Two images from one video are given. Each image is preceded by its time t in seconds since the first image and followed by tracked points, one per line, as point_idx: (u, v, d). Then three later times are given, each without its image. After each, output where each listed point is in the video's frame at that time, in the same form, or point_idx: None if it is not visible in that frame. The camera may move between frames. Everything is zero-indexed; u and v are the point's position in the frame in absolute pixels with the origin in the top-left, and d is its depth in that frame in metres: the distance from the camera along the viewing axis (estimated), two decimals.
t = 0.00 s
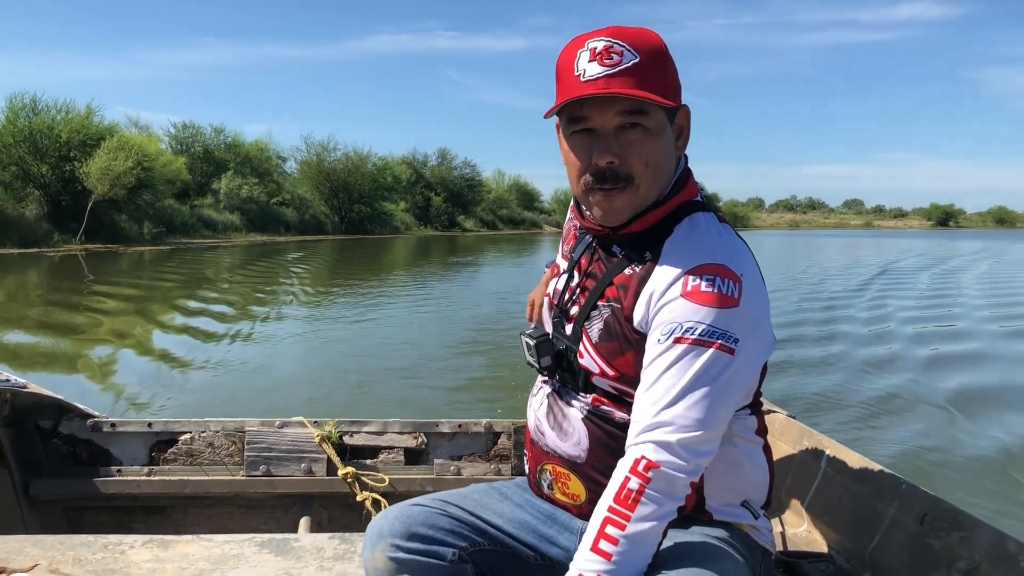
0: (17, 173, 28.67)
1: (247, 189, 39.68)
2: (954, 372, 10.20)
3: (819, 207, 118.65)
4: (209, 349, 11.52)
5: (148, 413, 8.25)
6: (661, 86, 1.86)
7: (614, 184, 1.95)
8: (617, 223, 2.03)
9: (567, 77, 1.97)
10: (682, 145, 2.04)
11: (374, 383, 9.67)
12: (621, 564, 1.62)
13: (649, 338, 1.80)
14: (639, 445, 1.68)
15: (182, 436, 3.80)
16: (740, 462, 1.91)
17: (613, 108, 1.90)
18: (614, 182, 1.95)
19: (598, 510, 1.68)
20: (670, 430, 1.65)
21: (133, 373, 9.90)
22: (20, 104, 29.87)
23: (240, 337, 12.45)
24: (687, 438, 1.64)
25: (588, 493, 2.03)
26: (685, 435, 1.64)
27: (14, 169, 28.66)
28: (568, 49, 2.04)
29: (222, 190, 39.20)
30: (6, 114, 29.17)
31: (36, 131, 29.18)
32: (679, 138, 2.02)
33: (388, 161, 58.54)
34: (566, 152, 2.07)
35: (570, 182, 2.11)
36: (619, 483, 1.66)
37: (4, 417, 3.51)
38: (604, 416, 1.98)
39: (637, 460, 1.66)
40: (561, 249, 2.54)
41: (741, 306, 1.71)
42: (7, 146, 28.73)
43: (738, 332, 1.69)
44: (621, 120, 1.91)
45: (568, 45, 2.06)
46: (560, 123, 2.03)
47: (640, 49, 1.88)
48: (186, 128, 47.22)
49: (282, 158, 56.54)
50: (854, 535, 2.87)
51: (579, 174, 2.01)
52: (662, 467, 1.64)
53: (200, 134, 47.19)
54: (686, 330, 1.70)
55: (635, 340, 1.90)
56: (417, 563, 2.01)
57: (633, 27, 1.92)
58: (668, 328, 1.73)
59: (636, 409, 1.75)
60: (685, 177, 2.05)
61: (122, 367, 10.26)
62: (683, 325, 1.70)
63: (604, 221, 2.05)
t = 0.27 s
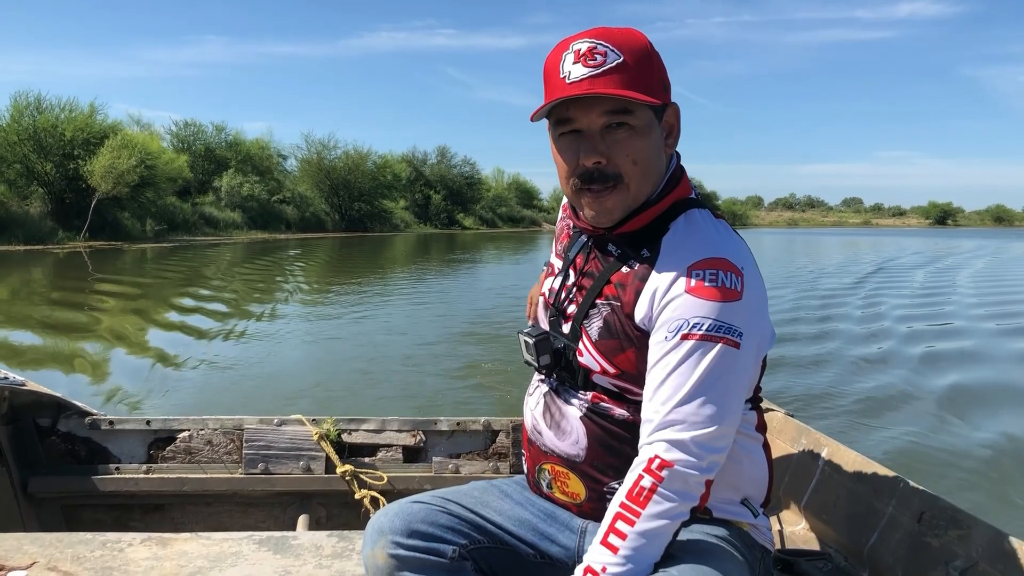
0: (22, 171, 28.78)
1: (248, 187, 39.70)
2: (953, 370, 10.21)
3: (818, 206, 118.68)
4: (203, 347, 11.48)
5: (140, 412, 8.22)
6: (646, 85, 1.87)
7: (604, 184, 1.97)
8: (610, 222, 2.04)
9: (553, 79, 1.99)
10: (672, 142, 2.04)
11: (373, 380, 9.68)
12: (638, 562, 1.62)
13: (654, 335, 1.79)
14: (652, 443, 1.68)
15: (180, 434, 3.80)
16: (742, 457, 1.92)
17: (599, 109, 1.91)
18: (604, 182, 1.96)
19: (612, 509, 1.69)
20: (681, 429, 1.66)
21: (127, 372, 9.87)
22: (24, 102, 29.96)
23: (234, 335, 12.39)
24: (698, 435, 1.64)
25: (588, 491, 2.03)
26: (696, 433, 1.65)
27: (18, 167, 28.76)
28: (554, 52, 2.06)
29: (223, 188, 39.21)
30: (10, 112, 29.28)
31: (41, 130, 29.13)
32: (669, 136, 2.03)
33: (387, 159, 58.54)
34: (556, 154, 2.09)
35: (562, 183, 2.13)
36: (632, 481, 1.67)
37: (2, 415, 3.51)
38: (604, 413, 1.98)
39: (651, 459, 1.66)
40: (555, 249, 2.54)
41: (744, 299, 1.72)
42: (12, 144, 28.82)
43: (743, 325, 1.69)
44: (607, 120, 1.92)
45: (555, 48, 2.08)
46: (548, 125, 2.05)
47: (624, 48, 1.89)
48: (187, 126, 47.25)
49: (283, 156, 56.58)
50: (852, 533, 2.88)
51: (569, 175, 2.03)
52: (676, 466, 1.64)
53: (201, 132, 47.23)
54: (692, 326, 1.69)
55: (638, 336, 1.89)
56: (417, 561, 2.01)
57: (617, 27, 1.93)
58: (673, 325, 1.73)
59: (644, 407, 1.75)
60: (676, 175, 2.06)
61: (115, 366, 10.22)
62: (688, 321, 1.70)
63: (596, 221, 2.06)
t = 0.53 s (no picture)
0: (27, 170, 28.92)
1: (250, 186, 39.77)
2: (954, 370, 10.20)
3: (818, 206, 118.65)
4: (199, 346, 11.45)
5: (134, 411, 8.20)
6: (629, 88, 1.86)
7: (590, 188, 1.97)
8: (600, 224, 2.05)
9: (536, 85, 1.99)
10: (659, 143, 2.04)
11: (374, 379, 9.68)
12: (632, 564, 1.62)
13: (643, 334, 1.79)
14: (642, 443, 1.68)
15: (180, 433, 3.79)
16: (736, 456, 1.91)
17: (580, 114, 1.91)
18: (590, 186, 1.97)
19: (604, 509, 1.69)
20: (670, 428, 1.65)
21: (122, 372, 9.85)
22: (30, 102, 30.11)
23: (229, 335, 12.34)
24: (688, 433, 1.64)
25: (583, 492, 2.03)
26: (686, 432, 1.64)
27: (24, 166, 28.90)
28: (536, 58, 2.06)
29: (225, 187, 39.27)
30: (16, 113, 29.50)
31: (47, 130, 29.55)
32: (656, 136, 2.02)
33: (388, 159, 58.60)
34: (541, 160, 2.10)
35: (549, 188, 2.14)
36: (624, 482, 1.67)
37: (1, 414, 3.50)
38: (598, 414, 1.97)
39: (641, 459, 1.66)
40: (545, 249, 2.55)
41: (734, 294, 1.72)
42: (18, 143, 28.97)
43: (731, 323, 1.69)
44: (591, 124, 1.92)
45: (537, 53, 2.08)
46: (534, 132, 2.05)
47: (604, 52, 1.88)
48: (190, 126, 47.36)
49: (285, 156, 56.67)
50: (851, 532, 2.87)
51: (555, 181, 2.04)
52: (666, 465, 1.64)
53: (204, 132, 47.36)
54: (681, 324, 1.69)
55: (629, 334, 1.89)
56: (415, 563, 2.01)
57: (597, 30, 1.93)
58: (663, 322, 1.72)
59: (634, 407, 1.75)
60: (666, 174, 2.06)
61: (111, 366, 10.19)
62: (677, 319, 1.69)
63: (585, 223, 2.07)
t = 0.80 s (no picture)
0: (33, 172, 29.08)
1: (252, 188, 39.87)
2: (957, 371, 10.19)
3: (819, 208, 118.60)
4: (192, 348, 11.43)
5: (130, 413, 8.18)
6: (606, 95, 1.86)
7: (572, 193, 2.00)
8: (594, 224, 2.07)
9: (525, 90, 2.04)
10: (653, 143, 2.01)
11: (375, 380, 9.69)
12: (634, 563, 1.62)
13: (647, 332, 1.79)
14: (647, 441, 1.68)
15: (181, 435, 3.80)
16: (738, 454, 1.92)
17: (559, 120, 1.93)
18: (572, 191, 2.00)
19: (609, 506, 1.69)
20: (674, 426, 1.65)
21: (118, 374, 9.81)
22: (36, 105, 30.28)
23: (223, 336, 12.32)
24: (693, 430, 1.64)
25: (583, 494, 2.03)
26: (691, 429, 1.64)
27: (30, 168, 29.06)
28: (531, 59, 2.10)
29: (228, 189, 39.32)
30: (22, 116, 29.69)
31: (52, 133, 29.77)
32: (650, 135, 1.99)
33: (389, 161, 58.64)
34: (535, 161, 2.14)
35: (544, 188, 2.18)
36: (629, 483, 1.66)
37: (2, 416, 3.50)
38: (598, 415, 1.97)
39: (646, 458, 1.66)
40: (546, 245, 2.55)
41: (740, 292, 1.72)
42: (24, 146, 29.14)
43: (735, 321, 1.69)
44: (570, 130, 1.94)
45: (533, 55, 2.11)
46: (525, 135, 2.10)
47: (584, 57, 1.88)
48: (193, 128, 47.49)
49: (287, 158, 56.77)
50: (851, 533, 2.87)
51: (544, 183, 2.08)
52: (671, 463, 1.64)
53: (207, 134, 47.47)
54: (686, 322, 1.68)
55: (631, 330, 1.88)
56: (415, 565, 2.01)
57: (583, 32, 1.92)
58: (668, 319, 1.72)
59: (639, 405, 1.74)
60: (663, 175, 2.05)
61: (105, 368, 10.15)
62: (682, 317, 1.69)
63: (577, 224, 2.10)
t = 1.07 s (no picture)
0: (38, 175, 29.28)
1: (254, 191, 39.95)
2: (958, 374, 10.18)
3: (820, 211, 118.57)
4: (185, 351, 11.34)
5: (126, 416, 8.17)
6: (596, 101, 1.87)
7: (566, 197, 2.02)
8: (593, 226, 2.08)
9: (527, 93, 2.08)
10: (651, 149, 1.98)
11: (376, 382, 9.70)
12: (690, 548, 1.62)
13: (677, 338, 1.73)
14: (717, 442, 1.59)
15: (180, 438, 3.79)
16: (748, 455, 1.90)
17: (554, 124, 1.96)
18: (566, 195, 2.02)
19: (671, 495, 1.63)
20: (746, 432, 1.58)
21: (115, 376, 9.81)
22: (42, 110, 30.50)
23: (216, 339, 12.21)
24: (756, 437, 1.58)
25: (585, 499, 2.03)
26: (760, 435, 1.58)
27: (35, 172, 29.25)
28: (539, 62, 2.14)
29: (229, 192, 39.40)
30: (27, 120, 29.95)
31: (57, 136, 30.02)
32: (650, 139, 1.97)
33: (390, 164, 58.74)
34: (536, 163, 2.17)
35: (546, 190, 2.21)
36: (698, 477, 1.60)
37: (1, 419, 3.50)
38: (602, 419, 1.97)
39: (719, 462, 1.58)
40: (547, 249, 2.56)
41: (758, 295, 1.70)
42: (29, 150, 29.36)
43: (761, 321, 1.67)
44: (565, 135, 1.95)
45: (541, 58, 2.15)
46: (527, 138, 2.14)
47: (580, 62, 1.91)
48: (195, 132, 47.66)
49: (288, 161, 56.91)
50: (851, 536, 2.87)
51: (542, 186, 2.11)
52: (746, 468, 1.58)
53: (209, 138, 47.64)
54: (720, 327, 1.64)
55: (642, 335, 1.85)
56: (416, 567, 2.02)
57: (583, 36, 1.94)
58: (702, 326, 1.66)
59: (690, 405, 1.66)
60: (664, 180, 2.03)
61: (97, 371, 10.08)
62: (715, 323, 1.64)
63: (575, 226, 2.12)
